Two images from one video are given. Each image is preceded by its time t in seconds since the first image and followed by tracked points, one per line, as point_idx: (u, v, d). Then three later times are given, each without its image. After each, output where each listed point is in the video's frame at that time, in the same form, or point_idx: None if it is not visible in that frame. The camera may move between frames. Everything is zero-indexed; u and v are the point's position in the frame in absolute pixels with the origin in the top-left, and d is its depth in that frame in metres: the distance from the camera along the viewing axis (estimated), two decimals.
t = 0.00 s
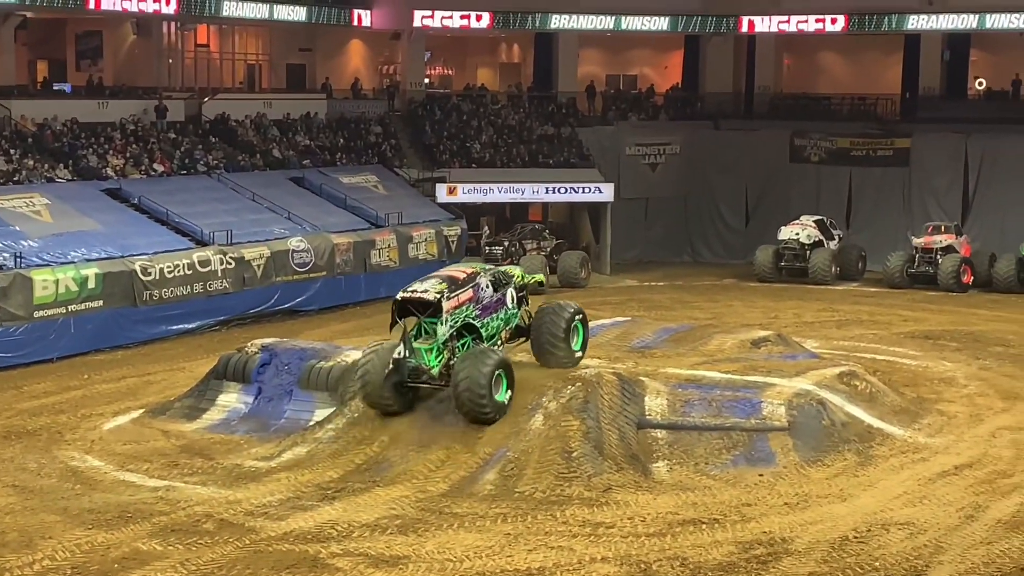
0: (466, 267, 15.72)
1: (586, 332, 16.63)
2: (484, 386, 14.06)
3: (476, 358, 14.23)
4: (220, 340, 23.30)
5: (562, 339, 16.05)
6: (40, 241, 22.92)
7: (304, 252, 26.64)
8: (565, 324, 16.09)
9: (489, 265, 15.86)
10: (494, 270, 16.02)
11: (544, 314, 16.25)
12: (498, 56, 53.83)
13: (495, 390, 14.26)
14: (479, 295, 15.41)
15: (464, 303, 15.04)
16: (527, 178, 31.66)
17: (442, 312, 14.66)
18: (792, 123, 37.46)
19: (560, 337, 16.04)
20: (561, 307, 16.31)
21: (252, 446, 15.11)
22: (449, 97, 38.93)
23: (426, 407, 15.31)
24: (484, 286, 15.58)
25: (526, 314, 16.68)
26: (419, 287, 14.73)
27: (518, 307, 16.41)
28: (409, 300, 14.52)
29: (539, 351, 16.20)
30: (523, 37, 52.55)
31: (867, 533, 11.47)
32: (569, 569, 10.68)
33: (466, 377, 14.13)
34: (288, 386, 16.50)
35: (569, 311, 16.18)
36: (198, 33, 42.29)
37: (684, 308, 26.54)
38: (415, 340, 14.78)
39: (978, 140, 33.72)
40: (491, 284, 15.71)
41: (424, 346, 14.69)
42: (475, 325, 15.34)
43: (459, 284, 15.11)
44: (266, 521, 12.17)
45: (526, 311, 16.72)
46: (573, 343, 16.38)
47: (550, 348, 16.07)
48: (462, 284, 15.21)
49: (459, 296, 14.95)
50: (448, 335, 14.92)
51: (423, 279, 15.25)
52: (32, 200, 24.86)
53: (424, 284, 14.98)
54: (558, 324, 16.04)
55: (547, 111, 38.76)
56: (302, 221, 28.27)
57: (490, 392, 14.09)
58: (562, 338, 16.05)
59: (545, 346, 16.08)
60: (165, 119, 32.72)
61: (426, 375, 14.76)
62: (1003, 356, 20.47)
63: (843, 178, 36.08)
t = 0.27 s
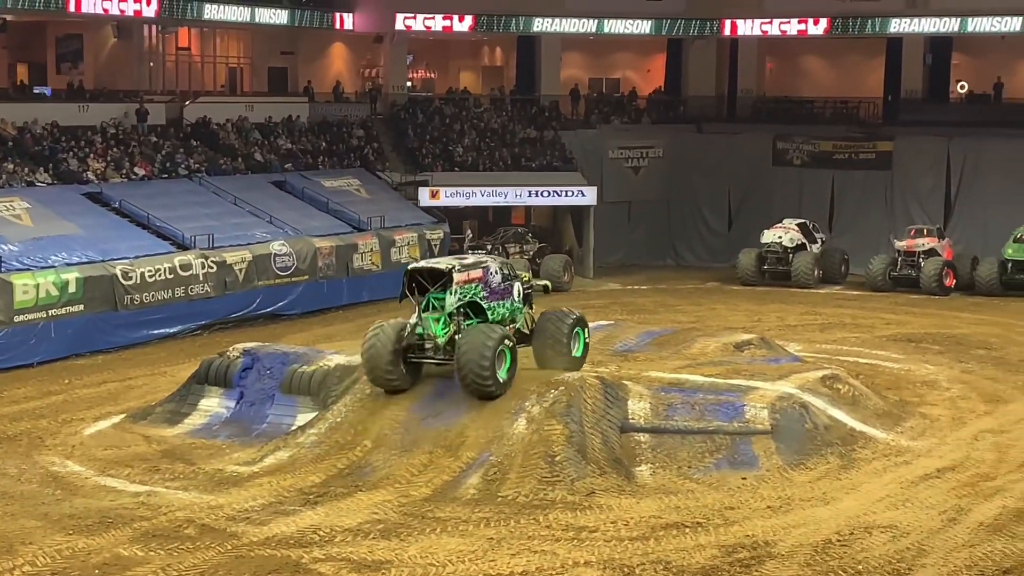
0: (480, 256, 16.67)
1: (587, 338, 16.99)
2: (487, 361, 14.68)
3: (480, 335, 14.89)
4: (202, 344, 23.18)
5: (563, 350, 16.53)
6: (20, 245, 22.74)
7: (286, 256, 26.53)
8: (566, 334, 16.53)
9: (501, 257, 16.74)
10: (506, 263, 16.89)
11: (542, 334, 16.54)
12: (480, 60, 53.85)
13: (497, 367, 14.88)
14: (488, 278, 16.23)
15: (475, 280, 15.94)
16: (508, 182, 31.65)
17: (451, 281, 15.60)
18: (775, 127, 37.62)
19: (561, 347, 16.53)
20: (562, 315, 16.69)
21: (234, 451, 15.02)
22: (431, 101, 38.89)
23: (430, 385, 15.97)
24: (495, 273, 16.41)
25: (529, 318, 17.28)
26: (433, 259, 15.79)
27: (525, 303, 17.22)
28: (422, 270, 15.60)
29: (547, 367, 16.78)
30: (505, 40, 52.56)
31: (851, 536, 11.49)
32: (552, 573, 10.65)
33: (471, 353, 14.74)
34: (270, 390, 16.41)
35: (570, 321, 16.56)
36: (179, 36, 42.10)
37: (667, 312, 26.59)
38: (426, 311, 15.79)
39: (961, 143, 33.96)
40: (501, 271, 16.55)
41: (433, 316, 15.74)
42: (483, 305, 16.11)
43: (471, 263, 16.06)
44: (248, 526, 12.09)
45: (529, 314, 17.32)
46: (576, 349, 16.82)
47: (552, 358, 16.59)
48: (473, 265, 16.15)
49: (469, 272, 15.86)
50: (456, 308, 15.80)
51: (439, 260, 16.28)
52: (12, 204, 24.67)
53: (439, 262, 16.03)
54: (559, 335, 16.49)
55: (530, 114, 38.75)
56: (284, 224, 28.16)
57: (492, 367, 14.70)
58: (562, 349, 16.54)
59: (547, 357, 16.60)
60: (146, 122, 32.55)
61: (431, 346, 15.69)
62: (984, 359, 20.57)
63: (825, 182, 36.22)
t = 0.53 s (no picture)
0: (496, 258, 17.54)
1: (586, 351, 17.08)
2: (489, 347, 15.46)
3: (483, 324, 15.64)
4: (181, 348, 23.06)
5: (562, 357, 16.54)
6: None
7: (266, 259, 26.41)
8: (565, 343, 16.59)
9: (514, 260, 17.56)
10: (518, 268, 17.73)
11: (542, 343, 16.59)
12: (461, 62, 53.83)
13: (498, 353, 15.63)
14: (498, 272, 17.06)
15: (485, 267, 16.81)
16: (488, 185, 31.73)
17: (461, 262, 16.66)
18: (755, 130, 37.77)
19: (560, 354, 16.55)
20: (562, 327, 16.78)
21: (213, 455, 14.92)
22: (412, 104, 38.84)
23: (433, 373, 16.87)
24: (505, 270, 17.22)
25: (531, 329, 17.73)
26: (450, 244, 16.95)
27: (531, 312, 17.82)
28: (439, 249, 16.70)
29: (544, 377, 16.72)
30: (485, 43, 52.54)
31: (831, 539, 11.52)
32: None
33: (473, 339, 15.52)
34: (249, 394, 16.30)
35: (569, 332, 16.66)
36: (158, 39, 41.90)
37: (648, 315, 26.63)
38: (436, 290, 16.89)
39: (940, 146, 34.15)
40: (512, 271, 17.37)
41: (441, 295, 16.78)
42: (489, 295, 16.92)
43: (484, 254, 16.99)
44: (228, 531, 12.00)
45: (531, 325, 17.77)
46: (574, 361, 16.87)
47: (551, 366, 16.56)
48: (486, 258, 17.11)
49: (481, 259, 16.80)
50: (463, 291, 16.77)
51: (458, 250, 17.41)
52: None
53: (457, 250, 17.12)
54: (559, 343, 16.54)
55: (510, 117, 38.74)
56: (264, 228, 28.02)
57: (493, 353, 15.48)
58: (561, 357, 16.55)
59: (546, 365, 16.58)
60: (125, 125, 32.36)
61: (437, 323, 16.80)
62: (964, 362, 20.69)
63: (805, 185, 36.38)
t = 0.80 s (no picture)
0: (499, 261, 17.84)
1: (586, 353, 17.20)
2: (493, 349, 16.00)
3: (485, 327, 16.14)
4: (159, 353, 22.91)
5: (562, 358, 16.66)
6: None
7: (245, 264, 26.32)
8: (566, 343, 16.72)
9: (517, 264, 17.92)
10: (520, 272, 18.11)
11: (544, 346, 16.70)
12: (441, 66, 53.79)
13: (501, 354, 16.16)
14: (502, 276, 17.41)
15: (489, 270, 17.13)
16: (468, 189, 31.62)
17: (468, 264, 16.88)
18: (734, 134, 37.90)
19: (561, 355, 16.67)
20: (562, 327, 16.90)
21: (192, 461, 14.82)
22: (392, 107, 38.79)
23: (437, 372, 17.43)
24: (508, 274, 17.57)
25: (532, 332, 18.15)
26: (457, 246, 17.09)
27: (531, 316, 18.26)
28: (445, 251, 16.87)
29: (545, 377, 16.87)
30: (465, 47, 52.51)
31: (811, 542, 11.53)
32: None
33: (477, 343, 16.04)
34: (228, 398, 16.21)
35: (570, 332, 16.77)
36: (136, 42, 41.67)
37: (628, 318, 26.64)
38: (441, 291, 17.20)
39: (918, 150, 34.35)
40: (515, 275, 17.73)
41: (445, 295, 17.12)
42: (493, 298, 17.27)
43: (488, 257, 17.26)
44: (207, 537, 11.91)
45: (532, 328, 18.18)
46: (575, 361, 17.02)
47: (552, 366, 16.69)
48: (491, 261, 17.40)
49: (486, 262, 17.08)
50: (468, 292, 17.09)
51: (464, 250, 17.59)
52: None
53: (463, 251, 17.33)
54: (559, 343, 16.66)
55: (490, 121, 38.74)
56: (243, 232, 27.88)
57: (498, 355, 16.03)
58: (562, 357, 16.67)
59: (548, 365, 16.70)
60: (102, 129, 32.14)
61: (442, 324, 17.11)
62: (943, 365, 20.80)
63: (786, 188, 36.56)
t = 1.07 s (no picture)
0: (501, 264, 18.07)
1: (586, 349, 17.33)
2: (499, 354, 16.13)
3: (490, 331, 16.29)
4: (141, 357, 22.80)
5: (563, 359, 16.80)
6: None
7: (227, 267, 26.21)
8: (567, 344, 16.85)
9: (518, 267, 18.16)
10: (521, 274, 18.35)
11: (545, 349, 16.85)
12: (424, 70, 53.76)
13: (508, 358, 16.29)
14: (505, 279, 17.63)
15: (494, 274, 17.35)
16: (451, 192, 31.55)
17: (473, 268, 17.08)
18: (718, 138, 38.02)
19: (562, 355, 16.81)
20: (563, 326, 17.02)
21: (174, 465, 14.75)
22: (374, 111, 38.75)
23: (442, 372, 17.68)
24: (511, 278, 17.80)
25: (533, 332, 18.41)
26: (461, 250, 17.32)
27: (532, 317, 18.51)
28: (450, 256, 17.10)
29: (547, 377, 17.02)
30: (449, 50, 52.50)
31: (793, 545, 11.56)
32: None
33: (484, 348, 16.19)
34: (211, 402, 16.14)
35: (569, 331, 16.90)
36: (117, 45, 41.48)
37: (611, 321, 26.68)
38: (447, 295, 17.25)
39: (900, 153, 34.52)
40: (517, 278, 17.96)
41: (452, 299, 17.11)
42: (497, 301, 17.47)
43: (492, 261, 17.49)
44: (188, 541, 11.84)
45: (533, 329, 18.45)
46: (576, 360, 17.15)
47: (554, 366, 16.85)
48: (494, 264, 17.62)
49: (490, 266, 17.31)
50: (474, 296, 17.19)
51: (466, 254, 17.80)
52: None
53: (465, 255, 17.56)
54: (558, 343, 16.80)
55: (474, 125, 38.74)
56: (225, 235, 27.77)
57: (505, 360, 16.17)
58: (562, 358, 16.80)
59: (551, 366, 16.86)
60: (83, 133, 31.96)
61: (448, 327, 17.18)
62: (924, 368, 20.93)
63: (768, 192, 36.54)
